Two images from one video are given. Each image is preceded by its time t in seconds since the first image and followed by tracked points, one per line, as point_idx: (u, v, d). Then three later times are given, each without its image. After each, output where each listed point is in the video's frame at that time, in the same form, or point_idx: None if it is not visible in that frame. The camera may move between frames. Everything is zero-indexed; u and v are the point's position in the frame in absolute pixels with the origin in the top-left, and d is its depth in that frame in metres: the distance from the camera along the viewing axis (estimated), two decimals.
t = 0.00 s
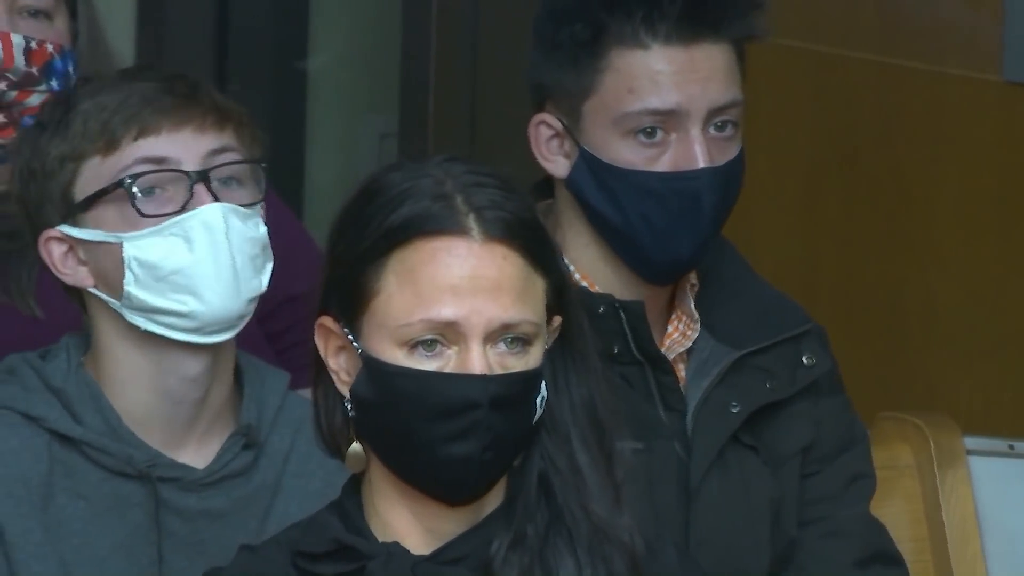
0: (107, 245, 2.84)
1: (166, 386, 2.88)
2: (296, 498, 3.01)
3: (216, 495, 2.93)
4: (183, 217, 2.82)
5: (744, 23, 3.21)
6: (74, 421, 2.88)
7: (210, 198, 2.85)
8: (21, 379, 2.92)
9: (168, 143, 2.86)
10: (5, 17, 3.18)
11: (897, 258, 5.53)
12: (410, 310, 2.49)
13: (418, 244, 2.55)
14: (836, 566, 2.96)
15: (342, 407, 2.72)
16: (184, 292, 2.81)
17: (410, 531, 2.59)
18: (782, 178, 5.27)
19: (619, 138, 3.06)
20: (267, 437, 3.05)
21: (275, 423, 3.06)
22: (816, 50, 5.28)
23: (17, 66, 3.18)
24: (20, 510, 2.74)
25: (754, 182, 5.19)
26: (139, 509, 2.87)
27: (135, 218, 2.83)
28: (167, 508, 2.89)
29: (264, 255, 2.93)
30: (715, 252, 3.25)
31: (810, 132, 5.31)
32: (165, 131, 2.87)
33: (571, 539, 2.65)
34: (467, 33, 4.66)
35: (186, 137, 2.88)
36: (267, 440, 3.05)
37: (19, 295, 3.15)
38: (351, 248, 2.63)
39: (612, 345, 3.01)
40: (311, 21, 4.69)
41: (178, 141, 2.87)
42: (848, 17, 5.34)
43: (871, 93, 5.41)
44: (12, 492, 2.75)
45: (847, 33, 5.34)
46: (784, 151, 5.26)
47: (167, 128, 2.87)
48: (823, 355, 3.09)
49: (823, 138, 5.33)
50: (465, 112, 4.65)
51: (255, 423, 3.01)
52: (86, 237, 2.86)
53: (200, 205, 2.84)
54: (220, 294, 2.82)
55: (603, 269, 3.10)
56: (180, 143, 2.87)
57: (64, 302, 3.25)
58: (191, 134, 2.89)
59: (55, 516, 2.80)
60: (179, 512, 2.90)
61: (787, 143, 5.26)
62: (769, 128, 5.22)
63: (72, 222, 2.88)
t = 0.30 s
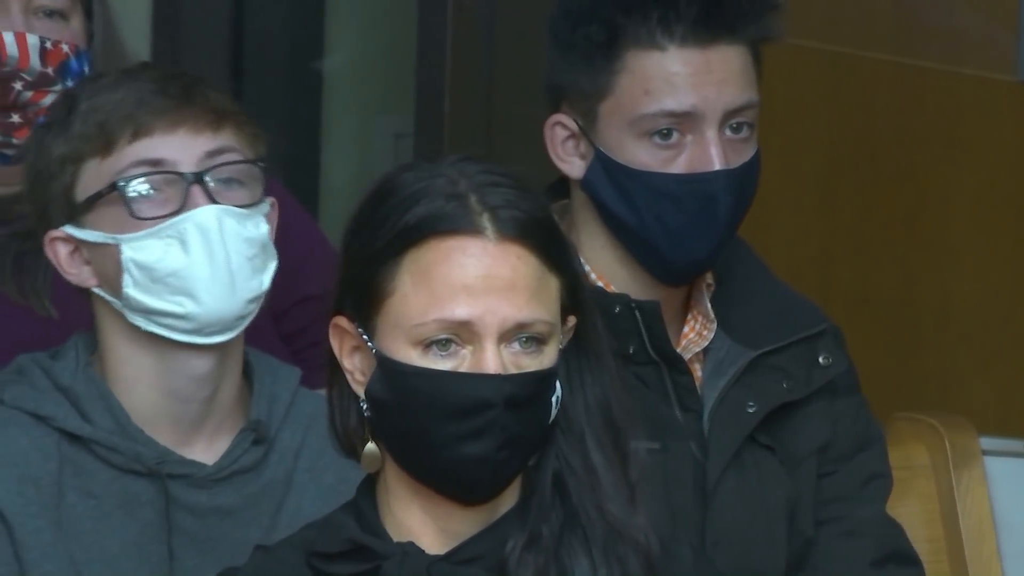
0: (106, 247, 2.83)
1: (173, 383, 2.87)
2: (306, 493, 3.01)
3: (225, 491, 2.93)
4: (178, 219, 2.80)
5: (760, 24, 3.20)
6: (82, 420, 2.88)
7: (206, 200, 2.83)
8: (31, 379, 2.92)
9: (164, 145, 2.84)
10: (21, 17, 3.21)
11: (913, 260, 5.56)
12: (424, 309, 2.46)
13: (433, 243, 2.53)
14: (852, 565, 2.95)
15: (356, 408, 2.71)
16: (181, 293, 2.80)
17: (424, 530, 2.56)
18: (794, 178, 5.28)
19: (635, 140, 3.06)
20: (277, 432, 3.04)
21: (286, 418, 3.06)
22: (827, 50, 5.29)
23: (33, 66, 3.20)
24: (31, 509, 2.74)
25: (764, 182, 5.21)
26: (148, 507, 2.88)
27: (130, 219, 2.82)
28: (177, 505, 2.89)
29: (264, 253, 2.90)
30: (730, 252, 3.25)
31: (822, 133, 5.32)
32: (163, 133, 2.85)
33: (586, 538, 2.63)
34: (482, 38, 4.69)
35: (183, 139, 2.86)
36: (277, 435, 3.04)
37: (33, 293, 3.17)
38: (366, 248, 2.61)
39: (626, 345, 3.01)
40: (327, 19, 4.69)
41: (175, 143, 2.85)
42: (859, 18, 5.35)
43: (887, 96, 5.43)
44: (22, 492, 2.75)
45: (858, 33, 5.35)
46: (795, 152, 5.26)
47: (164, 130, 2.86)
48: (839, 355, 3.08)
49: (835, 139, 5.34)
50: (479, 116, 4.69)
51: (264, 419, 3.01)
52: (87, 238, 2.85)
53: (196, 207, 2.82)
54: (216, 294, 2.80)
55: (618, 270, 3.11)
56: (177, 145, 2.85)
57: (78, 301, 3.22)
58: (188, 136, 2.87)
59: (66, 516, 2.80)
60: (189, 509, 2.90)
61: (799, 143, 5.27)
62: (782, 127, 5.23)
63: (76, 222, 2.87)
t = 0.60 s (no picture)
0: (197, 233, 2.84)
1: (217, 391, 2.87)
2: (324, 507, 3.00)
3: (242, 503, 2.91)
4: (284, 231, 2.84)
5: (776, 25, 3.20)
6: (104, 424, 2.89)
7: (314, 225, 2.87)
8: (54, 378, 2.95)
9: (295, 161, 2.90)
10: (36, 18, 3.19)
11: (932, 262, 5.59)
12: (438, 310, 2.45)
13: (446, 243, 2.51)
14: (867, 566, 2.94)
15: (371, 407, 2.72)
16: (263, 301, 2.82)
17: (438, 529, 2.56)
18: (802, 176, 5.36)
19: (651, 140, 3.06)
20: (295, 447, 3.04)
21: (303, 425, 3.06)
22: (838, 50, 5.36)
23: (48, 66, 3.17)
24: (48, 507, 2.75)
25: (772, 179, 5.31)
26: (163, 513, 2.85)
27: (236, 215, 2.85)
28: (192, 513, 2.87)
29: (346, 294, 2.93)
30: (745, 252, 3.25)
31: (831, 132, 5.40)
32: (296, 151, 2.92)
33: (602, 538, 2.62)
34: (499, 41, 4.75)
35: (314, 164, 2.92)
36: (295, 451, 3.04)
37: (48, 294, 3.27)
38: (380, 248, 2.60)
39: (641, 346, 3.01)
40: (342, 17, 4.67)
41: (306, 165, 2.91)
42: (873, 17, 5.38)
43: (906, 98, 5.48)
44: (38, 485, 2.76)
45: (872, 33, 5.39)
46: (803, 150, 5.36)
47: (299, 150, 2.93)
48: (853, 355, 3.09)
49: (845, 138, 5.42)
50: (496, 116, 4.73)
51: (284, 435, 3.00)
52: (175, 219, 2.86)
53: (302, 226, 2.86)
54: (294, 314, 2.82)
55: (633, 270, 3.11)
56: (306, 167, 2.91)
57: (96, 304, 3.31)
58: (320, 164, 2.93)
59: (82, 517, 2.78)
60: (204, 518, 2.87)
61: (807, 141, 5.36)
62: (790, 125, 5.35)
63: (168, 201, 2.89)
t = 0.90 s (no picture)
0: (263, 262, 2.89)
1: (268, 412, 2.93)
2: (364, 504, 3.06)
3: (289, 506, 2.97)
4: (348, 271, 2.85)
5: (793, 25, 3.19)
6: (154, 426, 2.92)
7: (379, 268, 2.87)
8: (105, 376, 2.96)
9: (365, 198, 2.89)
10: (51, 18, 3.19)
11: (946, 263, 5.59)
12: (452, 310, 2.45)
13: (460, 244, 2.51)
14: (882, 566, 2.95)
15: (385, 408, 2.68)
16: (321, 339, 2.85)
17: (453, 530, 2.56)
18: (822, 176, 5.34)
19: (667, 141, 3.05)
20: (343, 447, 3.06)
21: (348, 432, 3.06)
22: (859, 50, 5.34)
23: (64, 67, 3.19)
24: (108, 513, 2.78)
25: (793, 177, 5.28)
26: (214, 515, 2.90)
27: (301, 250, 2.88)
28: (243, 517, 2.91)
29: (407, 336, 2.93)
30: (761, 253, 3.24)
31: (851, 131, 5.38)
32: (369, 187, 2.91)
33: (617, 538, 2.61)
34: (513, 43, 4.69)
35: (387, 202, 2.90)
36: (341, 451, 3.06)
37: (64, 294, 3.28)
38: (394, 249, 2.60)
39: (657, 347, 3.00)
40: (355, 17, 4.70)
41: (377, 202, 2.90)
42: (892, 17, 5.39)
43: (920, 97, 5.45)
44: (98, 479, 2.80)
45: (891, 33, 5.38)
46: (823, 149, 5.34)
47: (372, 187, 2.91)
48: (868, 356, 3.08)
49: (863, 138, 5.40)
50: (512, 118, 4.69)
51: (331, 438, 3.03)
52: (242, 243, 2.91)
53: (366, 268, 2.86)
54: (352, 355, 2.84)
55: (648, 270, 3.11)
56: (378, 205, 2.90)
57: (111, 304, 3.33)
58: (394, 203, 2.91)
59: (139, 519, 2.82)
60: (254, 521, 2.92)
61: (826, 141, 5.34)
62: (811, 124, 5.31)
63: (234, 223, 2.93)
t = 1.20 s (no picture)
0: (336, 272, 2.88)
1: (354, 410, 2.90)
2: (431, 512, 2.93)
3: (372, 501, 2.93)
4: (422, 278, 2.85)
5: (813, 25, 3.17)
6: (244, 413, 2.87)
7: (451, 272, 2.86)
8: (192, 359, 2.92)
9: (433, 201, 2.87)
10: (67, 18, 3.33)
11: (976, 267, 5.49)
12: (466, 310, 2.44)
13: (473, 243, 2.50)
14: (897, 566, 2.95)
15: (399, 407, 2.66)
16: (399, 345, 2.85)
17: (468, 529, 2.55)
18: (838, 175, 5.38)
19: (685, 142, 3.05)
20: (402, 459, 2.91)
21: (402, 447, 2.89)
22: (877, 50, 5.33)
23: (79, 67, 3.33)
24: (203, 501, 2.74)
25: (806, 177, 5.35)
26: (300, 506, 2.85)
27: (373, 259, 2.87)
28: (328, 509, 2.87)
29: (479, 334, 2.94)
30: (780, 254, 3.23)
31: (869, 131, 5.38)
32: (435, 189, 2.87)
33: (631, 538, 2.61)
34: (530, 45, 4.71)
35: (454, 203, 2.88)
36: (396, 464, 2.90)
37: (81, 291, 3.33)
38: (408, 248, 2.58)
39: (673, 348, 2.99)
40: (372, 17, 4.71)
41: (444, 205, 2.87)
42: (914, 18, 5.33)
43: (943, 98, 5.38)
44: (194, 470, 2.75)
45: (911, 33, 5.34)
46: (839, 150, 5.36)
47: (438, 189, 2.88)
48: (885, 357, 3.07)
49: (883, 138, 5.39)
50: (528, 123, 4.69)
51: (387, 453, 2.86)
52: (313, 254, 2.89)
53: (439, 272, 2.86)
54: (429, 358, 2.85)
55: (664, 270, 3.10)
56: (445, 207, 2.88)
57: (128, 302, 3.37)
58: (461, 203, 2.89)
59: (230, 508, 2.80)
60: (339, 514, 2.88)
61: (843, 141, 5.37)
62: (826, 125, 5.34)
63: (302, 233, 2.91)
